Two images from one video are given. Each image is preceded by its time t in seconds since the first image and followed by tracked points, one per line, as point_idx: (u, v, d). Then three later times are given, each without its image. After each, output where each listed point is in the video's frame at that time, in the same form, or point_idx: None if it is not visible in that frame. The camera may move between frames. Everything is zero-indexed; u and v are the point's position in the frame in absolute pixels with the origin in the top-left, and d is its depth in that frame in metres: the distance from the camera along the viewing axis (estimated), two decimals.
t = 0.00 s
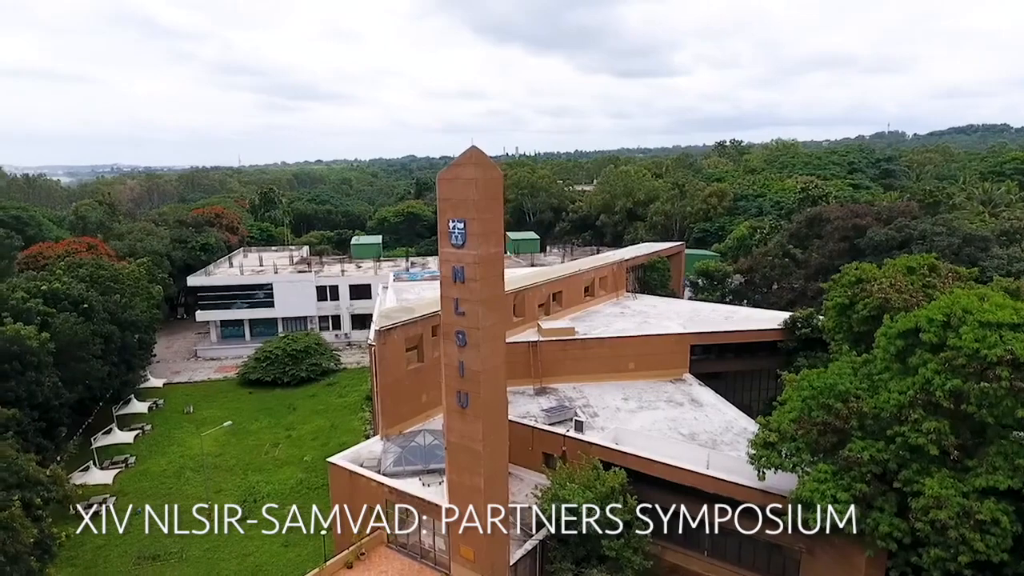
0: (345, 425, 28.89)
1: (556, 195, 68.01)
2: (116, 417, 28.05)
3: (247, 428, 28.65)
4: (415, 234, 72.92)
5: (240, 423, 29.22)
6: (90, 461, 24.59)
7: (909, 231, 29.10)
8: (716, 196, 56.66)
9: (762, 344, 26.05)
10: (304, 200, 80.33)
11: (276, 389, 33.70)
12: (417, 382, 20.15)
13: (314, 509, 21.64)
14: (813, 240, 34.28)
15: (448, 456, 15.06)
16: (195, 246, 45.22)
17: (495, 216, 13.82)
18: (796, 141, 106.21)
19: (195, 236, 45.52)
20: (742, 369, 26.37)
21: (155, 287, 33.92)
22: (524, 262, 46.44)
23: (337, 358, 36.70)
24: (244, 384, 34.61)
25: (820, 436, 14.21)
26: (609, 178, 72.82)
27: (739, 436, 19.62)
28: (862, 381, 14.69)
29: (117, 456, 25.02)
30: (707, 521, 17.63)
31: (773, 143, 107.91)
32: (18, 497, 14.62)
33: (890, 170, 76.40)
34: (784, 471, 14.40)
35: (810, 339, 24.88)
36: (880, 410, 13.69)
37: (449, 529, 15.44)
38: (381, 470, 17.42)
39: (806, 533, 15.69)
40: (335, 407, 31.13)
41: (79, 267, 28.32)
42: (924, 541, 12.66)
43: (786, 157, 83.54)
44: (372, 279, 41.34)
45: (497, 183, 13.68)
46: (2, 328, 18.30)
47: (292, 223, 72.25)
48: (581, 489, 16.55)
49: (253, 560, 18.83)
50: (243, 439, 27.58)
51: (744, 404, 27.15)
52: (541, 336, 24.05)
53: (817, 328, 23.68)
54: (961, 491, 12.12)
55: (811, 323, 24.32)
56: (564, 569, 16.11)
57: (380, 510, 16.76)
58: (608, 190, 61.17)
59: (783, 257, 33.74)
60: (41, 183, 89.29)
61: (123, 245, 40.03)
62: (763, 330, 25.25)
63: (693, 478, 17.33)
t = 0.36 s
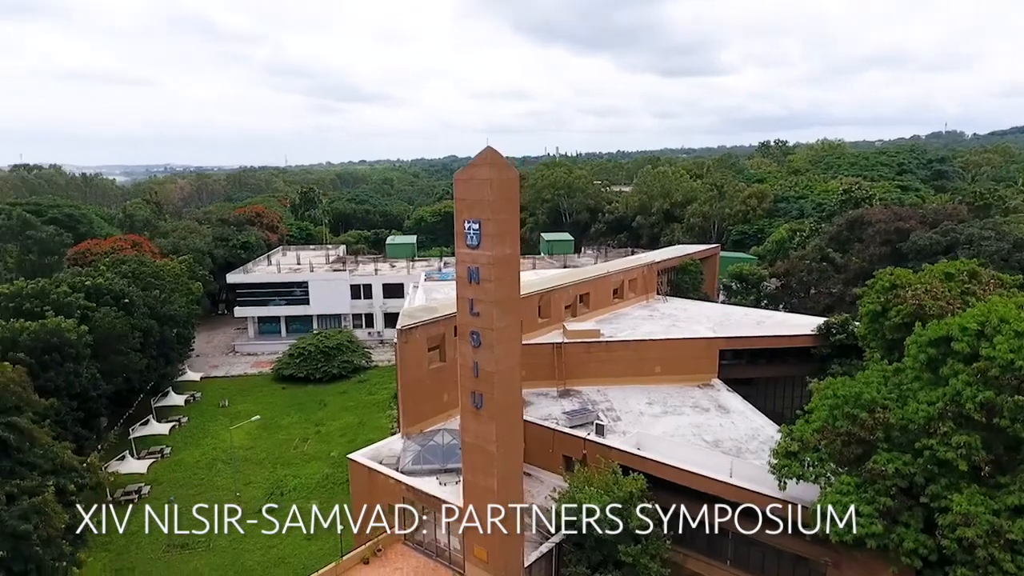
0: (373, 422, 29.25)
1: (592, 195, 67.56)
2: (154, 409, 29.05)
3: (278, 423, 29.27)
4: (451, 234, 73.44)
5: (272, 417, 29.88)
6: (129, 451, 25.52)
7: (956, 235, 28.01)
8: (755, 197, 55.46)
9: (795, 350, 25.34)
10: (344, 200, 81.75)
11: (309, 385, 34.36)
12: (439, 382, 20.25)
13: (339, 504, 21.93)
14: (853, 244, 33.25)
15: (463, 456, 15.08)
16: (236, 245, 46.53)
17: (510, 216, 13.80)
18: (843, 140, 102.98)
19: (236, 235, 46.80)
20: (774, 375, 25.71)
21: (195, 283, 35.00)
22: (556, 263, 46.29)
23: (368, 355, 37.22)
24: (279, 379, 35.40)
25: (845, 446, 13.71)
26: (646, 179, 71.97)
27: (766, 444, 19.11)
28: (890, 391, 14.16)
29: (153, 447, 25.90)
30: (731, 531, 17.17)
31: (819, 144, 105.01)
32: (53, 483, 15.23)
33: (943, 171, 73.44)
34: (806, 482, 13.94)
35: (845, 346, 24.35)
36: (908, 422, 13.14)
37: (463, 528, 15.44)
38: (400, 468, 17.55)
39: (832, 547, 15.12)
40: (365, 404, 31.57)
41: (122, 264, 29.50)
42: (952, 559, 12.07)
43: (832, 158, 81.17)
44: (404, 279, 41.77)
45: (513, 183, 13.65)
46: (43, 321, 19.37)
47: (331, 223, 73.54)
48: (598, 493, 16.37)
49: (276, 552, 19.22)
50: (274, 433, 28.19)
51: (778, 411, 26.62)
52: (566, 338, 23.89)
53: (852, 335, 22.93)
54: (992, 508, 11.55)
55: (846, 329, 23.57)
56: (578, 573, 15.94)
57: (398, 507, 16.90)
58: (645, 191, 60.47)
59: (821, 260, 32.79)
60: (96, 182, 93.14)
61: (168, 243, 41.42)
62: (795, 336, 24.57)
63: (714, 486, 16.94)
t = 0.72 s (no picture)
0: (399, 419, 29.55)
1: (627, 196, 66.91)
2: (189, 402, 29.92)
3: (307, 418, 29.81)
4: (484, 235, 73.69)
5: (301, 412, 30.43)
6: (163, 442, 26.33)
7: (1001, 239, 26.84)
8: (794, 199, 54.14)
9: (828, 356, 24.63)
10: (380, 199, 82.78)
11: (339, 382, 34.90)
12: (460, 381, 20.33)
13: (360, 499, 22.18)
14: (893, 248, 32.16)
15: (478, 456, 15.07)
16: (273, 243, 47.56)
17: (526, 217, 13.77)
18: (890, 141, 99.80)
19: (273, 233, 47.84)
20: (805, 382, 25.04)
21: (231, 280, 35.91)
22: (586, 264, 46.00)
23: (397, 353, 37.62)
24: (310, 375, 36.05)
25: (868, 457, 13.27)
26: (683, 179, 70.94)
27: (791, 453, 18.61)
28: (918, 401, 13.68)
29: (186, 439, 26.65)
30: (753, 540, 16.78)
31: (866, 144, 101.91)
32: (84, 471, 15.75)
33: (997, 172, 70.41)
34: (827, 492, 13.51)
35: (880, 353, 23.35)
36: (935, 434, 12.66)
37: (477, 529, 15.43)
38: (418, 466, 17.67)
39: (857, 561, 14.64)
40: (392, 401, 31.91)
41: (161, 261, 30.43)
42: None
43: (878, 159, 78.65)
44: (435, 278, 42.11)
45: (529, 183, 13.61)
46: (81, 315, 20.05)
47: (367, 222, 74.54)
48: (615, 496, 16.22)
49: (298, 545, 19.54)
50: (302, 428, 28.70)
51: (811, 418, 25.85)
52: (590, 340, 23.71)
53: (886, 342, 22.18)
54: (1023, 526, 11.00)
55: (881, 336, 22.80)
56: None
57: (415, 505, 17.01)
58: (680, 192, 59.62)
59: (859, 265, 31.82)
60: (145, 180, 96.42)
61: (207, 241, 42.61)
62: (827, 342, 23.88)
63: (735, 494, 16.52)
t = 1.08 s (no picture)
0: (427, 417, 29.80)
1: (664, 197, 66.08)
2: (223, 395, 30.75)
3: (336, 414, 30.29)
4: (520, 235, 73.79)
5: (331, 408, 30.92)
6: (197, 434, 27.11)
7: None
8: (837, 201, 52.61)
9: (863, 364, 23.85)
10: (418, 199, 83.69)
11: (369, 379, 35.39)
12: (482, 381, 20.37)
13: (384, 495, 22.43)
14: (937, 252, 30.95)
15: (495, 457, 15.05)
16: (310, 241, 48.50)
17: (543, 217, 13.70)
18: (942, 141, 96.20)
19: (310, 232, 48.80)
20: (840, 390, 24.30)
21: (267, 277, 36.76)
22: (619, 265, 45.60)
23: (428, 352, 37.96)
24: (342, 372, 36.63)
25: (896, 470, 12.76)
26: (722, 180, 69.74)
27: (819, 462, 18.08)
28: (951, 413, 13.13)
29: (219, 431, 27.38)
30: (777, 551, 16.38)
31: (916, 145, 98.47)
32: (116, 459, 16.31)
33: None
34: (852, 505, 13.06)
35: (918, 362, 22.51)
36: (967, 447, 12.10)
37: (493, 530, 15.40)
38: (437, 465, 17.74)
39: None
40: (420, 399, 32.20)
41: (199, 257, 31.36)
42: None
43: (928, 159, 75.86)
44: (467, 278, 42.32)
45: (547, 184, 13.54)
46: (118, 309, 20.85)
47: (403, 221, 75.32)
48: (633, 501, 15.98)
49: (321, 539, 19.86)
50: (331, 423, 29.18)
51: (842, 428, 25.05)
52: (616, 342, 23.47)
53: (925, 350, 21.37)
54: None
55: (920, 344, 21.97)
56: None
57: (433, 504, 17.10)
58: (718, 193, 58.58)
59: (901, 269, 30.72)
60: (193, 179, 99.59)
61: (246, 239, 43.74)
62: (863, 349, 23.13)
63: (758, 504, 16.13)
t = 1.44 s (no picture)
0: (436, 417, 29.91)
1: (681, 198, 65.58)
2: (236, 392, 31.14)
3: (346, 412, 30.51)
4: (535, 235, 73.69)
5: (341, 407, 31.15)
6: (209, 430, 27.49)
7: None
8: (856, 202, 51.78)
9: (876, 367, 23.44)
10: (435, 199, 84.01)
11: (380, 378, 35.59)
12: (486, 381, 20.36)
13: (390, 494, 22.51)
14: (956, 254, 30.32)
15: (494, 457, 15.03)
16: (325, 240, 48.92)
17: (543, 217, 13.67)
18: (967, 141, 94.31)
19: (325, 231, 49.22)
20: (852, 394, 23.93)
21: (281, 276, 37.15)
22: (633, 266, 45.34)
23: (439, 352, 38.09)
24: (353, 370, 36.88)
25: (899, 477, 12.53)
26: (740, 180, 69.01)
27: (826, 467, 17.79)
28: (957, 419, 12.86)
29: (231, 428, 27.73)
30: (782, 557, 16.11)
31: (941, 145, 96.60)
32: (123, 455, 16.63)
33: None
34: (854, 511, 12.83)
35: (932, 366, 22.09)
36: (973, 454, 11.83)
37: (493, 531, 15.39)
38: (439, 465, 17.78)
39: None
40: (431, 399, 32.32)
41: (213, 256, 31.79)
42: None
43: (953, 160, 74.36)
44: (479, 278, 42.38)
45: (546, 184, 13.50)
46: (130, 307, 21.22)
47: (419, 221, 75.63)
48: (635, 504, 15.85)
49: (326, 536, 19.98)
50: (341, 421, 29.41)
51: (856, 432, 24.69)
52: (623, 344, 23.33)
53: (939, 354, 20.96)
54: None
55: (934, 347, 21.55)
56: None
57: (434, 503, 17.16)
58: (734, 194, 57.99)
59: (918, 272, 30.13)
60: (214, 179, 100.96)
61: (262, 238, 44.25)
62: (875, 352, 22.76)
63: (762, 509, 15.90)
